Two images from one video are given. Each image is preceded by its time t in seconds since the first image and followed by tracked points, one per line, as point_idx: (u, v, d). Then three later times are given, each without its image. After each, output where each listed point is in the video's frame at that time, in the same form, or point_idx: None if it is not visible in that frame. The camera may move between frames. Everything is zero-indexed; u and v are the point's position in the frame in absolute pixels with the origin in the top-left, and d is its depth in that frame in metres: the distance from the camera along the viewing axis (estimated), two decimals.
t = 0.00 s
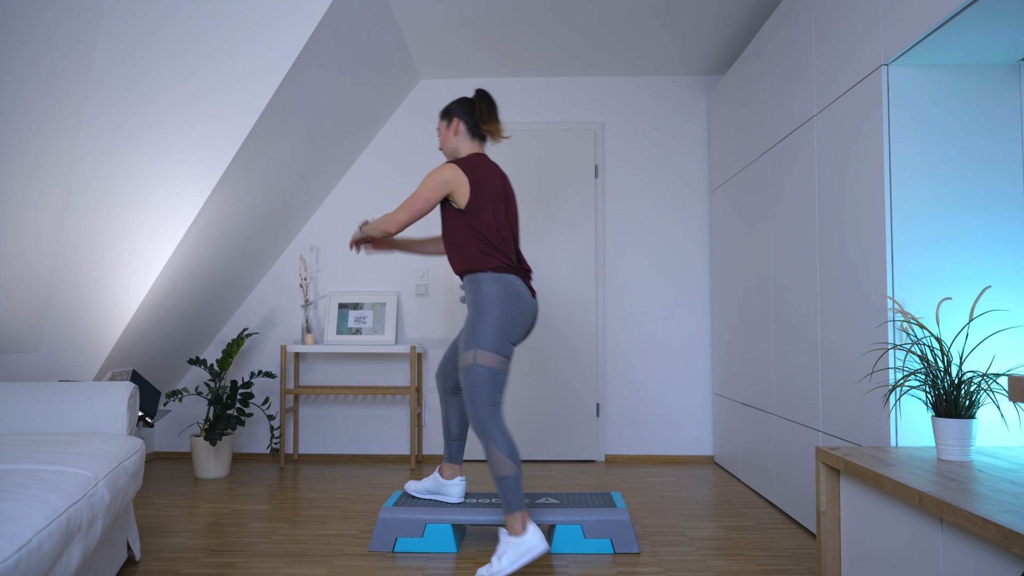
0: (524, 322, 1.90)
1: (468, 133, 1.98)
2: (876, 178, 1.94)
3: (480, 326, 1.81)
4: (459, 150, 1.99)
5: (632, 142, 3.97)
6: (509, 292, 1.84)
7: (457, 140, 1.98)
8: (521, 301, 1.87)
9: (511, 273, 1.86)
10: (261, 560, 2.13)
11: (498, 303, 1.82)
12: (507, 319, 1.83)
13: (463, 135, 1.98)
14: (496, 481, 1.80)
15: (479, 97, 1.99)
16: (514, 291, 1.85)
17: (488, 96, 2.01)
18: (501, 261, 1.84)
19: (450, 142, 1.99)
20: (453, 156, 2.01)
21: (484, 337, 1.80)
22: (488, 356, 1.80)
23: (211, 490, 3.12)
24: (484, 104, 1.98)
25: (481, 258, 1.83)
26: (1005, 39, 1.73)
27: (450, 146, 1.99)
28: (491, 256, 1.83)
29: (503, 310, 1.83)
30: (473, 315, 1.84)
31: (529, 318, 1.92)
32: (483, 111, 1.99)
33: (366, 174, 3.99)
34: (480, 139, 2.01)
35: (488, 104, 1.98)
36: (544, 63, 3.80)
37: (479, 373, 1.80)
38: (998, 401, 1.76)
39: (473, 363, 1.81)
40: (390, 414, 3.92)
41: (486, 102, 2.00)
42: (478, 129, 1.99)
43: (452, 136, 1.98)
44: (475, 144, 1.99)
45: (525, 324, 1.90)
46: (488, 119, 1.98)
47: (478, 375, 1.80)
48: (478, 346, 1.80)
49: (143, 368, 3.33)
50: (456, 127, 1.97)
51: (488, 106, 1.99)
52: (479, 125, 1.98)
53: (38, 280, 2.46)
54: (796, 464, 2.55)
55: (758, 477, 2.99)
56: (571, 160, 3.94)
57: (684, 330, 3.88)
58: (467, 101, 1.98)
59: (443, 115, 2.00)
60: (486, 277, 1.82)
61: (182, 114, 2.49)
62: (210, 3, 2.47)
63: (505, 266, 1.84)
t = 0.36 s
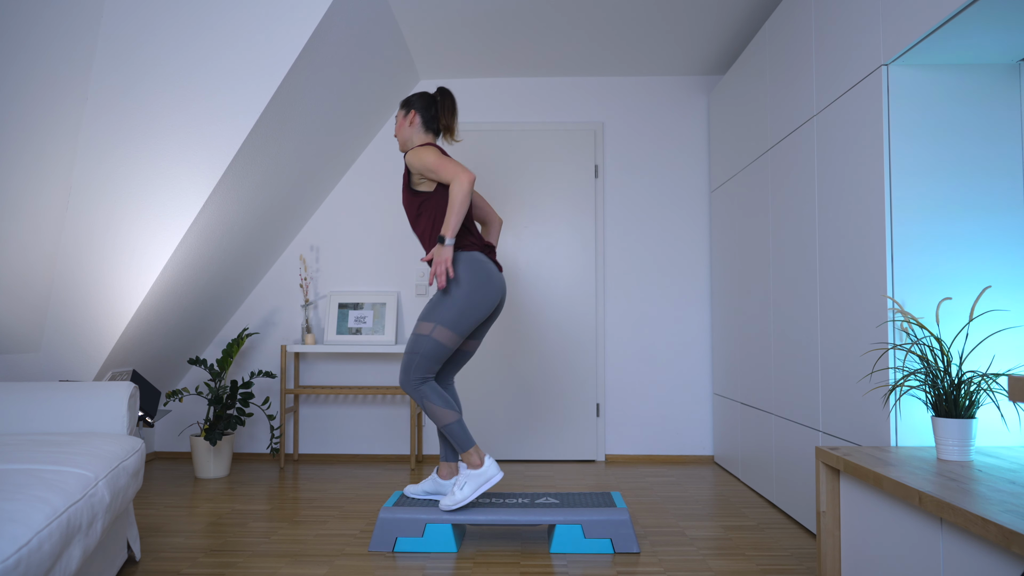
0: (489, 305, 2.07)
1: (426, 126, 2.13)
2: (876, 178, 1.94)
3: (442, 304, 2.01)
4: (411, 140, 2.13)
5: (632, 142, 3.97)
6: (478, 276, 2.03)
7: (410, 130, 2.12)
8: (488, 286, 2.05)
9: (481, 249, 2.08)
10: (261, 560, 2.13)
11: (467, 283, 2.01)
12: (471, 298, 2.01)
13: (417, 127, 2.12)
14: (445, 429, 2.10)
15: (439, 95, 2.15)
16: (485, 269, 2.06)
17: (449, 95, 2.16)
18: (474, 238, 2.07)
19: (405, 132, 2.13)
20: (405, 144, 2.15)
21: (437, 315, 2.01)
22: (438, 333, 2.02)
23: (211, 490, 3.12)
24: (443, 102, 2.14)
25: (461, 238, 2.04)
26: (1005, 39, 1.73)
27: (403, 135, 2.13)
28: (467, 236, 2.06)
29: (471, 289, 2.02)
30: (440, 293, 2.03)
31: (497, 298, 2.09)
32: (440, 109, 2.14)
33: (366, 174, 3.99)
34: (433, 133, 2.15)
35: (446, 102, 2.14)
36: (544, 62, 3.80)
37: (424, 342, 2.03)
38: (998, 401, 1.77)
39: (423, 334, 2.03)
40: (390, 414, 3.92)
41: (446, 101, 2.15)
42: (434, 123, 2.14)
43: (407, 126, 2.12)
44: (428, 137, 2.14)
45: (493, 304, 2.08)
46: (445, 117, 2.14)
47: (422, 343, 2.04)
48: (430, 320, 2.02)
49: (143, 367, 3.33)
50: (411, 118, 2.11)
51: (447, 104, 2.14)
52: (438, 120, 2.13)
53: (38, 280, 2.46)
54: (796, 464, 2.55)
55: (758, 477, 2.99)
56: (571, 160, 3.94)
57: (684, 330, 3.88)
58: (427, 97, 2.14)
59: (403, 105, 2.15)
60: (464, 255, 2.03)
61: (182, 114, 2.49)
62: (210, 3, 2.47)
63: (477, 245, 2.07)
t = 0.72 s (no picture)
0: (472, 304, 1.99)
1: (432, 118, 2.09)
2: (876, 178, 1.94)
3: (425, 305, 1.90)
4: (423, 134, 2.11)
5: (632, 142, 3.97)
6: (458, 275, 1.94)
7: (422, 124, 2.10)
8: (469, 285, 1.96)
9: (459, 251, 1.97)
10: (261, 560, 2.13)
11: (448, 283, 1.92)
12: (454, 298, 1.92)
13: (426, 120, 2.09)
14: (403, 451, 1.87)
15: (447, 82, 2.08)
16: (464, 271, 1.96)
17: (457, 82, 2.09)
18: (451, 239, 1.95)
19: (418, 125, 2.12)
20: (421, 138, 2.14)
21: (421, 317, 1.89)
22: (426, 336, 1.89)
23: (211, 489, 3.12)
24: (448, 89, 2.07)
25: (430, 238, 1.95)
26: (1005, 38, 1.73)
27: (418, 128, 2.13)
28: (438, 236, 1.95)
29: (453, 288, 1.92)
30: (417, 293, 1.92)
31: (479, 298, 2.02)
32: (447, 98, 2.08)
33: (366, 174, 3.99)
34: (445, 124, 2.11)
35: (453, 90, 2.07)
36: (544, 62, 3.80)
37: (416, 352, 1.89)
38: (998, 401, 1.77)
39: (406, 340, 1.89)
40: (390, 414, 3.92)
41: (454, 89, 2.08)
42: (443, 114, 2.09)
43: (418, 120, 2.11)
44: (437, 129, 2.09)
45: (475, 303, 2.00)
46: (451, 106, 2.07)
47: (409, 353, 1.89)
48: (413, 324, 1.89)
49: (143, 368, 3.33)
50: (421, 112, 2.09)
51: (453, 91, 2.07)
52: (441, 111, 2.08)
53: (38, 280, 2.46)
54: (796, 464, 2.55)
55: (758, 477, 2.99)
56: (571, 160, 3.94)
57: (684, 330, 3.88)
58: (437, 88, 2.08)
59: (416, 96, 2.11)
60: (439, 256, 1.93)
61: (182, 114, 2.49)
62: (210, 2, 2.47)
63: (454, 247, 1.95)
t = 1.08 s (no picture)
0: (431, 346, 1.74)
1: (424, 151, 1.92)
2: (876, 178, 1.94)
3: (380, 348, 1.74)
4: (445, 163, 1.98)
5: (632, 142, 3.97)
6: (403, 320, 1.73)
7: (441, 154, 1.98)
8: (419, 329, 1.72)
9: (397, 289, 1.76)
10: (261, 560, 2.13)
11: (395, 330, 1.73)
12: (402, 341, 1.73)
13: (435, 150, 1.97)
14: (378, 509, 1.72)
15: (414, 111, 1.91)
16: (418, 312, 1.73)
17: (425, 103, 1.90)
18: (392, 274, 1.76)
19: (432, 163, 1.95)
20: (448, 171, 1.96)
21: (383, 362, 1.74)
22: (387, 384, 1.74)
23: (211, 490, 3.12)
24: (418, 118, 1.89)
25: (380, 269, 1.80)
26: (1005, 39, 1.73)
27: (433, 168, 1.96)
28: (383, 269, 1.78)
29: (402, 331, 1.73)
30: (374, 334, 1.76)
31: (441, 337, 1.74)
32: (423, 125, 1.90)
33: (366, 174, 3.99)
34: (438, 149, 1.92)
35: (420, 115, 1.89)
36: (544, 62, 3.80)
37: (387, 398, 1.73)
38: (998, 401, 1.76)
39: (381, 387, 1.74)
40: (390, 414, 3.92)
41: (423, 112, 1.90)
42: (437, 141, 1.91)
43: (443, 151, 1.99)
44: (440, 157, 1.91)
45: (441, 342, 1.75)
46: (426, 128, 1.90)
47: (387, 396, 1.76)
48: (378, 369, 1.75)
49: (143, 368, 3.32)
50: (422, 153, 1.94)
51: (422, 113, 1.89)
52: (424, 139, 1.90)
53: (38, 280, 2.46)
54: (796, 464, 2.55)
55: (758, 477, 2.99)
56: (571, 160, 3.94)
57: (684, 330, 3.88)
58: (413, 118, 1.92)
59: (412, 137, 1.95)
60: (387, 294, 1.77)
61: (183, 114, 2.49)
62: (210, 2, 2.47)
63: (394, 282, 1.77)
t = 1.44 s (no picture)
0: (448, 357, 1.65)
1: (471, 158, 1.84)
2: (876, 178, 1.94)
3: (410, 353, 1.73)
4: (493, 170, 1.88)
5: (632, 142, 3.97)
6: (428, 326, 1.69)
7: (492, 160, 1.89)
8: (439, 337, 1.65)
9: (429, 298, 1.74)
10: (261, 560, 2.13)
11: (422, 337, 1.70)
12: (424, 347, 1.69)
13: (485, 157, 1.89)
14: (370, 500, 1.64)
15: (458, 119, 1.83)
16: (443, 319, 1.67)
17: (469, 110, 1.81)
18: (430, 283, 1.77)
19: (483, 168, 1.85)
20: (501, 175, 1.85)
21: (415, 367, 1.72)
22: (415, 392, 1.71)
23: (211, 489, 3.12)
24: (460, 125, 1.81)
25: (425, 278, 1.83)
26: (1005, 38, 1.73)
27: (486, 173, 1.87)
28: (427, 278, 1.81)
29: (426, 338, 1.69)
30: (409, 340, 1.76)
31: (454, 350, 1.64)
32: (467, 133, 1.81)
33: (366, 174, 3.99)
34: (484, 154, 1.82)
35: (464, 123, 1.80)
36: (544, 62, 3.80)
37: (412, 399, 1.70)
38: (998, 401, 1.76)
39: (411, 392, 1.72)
40: (390, 413, 3.92)
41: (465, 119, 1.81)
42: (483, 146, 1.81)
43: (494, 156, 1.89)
44: (486, 161, 1.82)
45: (457, 357, 1.64)
46: (474, 134, 1.80)
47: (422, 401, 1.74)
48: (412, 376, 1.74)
49: (143, 368, 3.32)
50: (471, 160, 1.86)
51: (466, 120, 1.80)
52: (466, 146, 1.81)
53: (38, 280, 2.46)
54: (796, 464, 2.55)
55: (758, 477, 2.99)
56: (571, 160, 3.94)
57: (685, 331, 3.88)
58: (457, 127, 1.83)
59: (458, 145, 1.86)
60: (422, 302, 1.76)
61: (182, 114, 2.49)
62: (210, 2, 2.47)
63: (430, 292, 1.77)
